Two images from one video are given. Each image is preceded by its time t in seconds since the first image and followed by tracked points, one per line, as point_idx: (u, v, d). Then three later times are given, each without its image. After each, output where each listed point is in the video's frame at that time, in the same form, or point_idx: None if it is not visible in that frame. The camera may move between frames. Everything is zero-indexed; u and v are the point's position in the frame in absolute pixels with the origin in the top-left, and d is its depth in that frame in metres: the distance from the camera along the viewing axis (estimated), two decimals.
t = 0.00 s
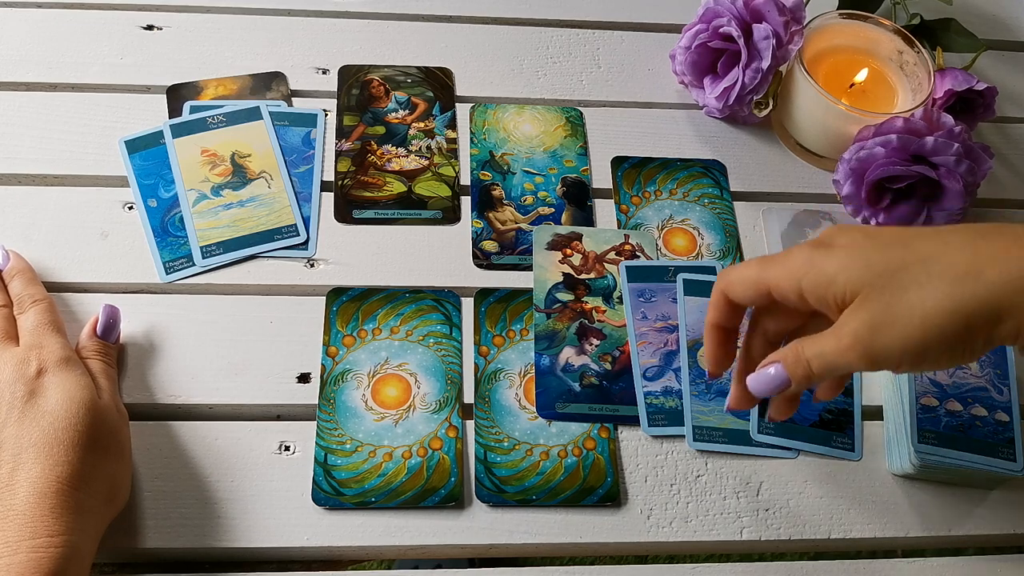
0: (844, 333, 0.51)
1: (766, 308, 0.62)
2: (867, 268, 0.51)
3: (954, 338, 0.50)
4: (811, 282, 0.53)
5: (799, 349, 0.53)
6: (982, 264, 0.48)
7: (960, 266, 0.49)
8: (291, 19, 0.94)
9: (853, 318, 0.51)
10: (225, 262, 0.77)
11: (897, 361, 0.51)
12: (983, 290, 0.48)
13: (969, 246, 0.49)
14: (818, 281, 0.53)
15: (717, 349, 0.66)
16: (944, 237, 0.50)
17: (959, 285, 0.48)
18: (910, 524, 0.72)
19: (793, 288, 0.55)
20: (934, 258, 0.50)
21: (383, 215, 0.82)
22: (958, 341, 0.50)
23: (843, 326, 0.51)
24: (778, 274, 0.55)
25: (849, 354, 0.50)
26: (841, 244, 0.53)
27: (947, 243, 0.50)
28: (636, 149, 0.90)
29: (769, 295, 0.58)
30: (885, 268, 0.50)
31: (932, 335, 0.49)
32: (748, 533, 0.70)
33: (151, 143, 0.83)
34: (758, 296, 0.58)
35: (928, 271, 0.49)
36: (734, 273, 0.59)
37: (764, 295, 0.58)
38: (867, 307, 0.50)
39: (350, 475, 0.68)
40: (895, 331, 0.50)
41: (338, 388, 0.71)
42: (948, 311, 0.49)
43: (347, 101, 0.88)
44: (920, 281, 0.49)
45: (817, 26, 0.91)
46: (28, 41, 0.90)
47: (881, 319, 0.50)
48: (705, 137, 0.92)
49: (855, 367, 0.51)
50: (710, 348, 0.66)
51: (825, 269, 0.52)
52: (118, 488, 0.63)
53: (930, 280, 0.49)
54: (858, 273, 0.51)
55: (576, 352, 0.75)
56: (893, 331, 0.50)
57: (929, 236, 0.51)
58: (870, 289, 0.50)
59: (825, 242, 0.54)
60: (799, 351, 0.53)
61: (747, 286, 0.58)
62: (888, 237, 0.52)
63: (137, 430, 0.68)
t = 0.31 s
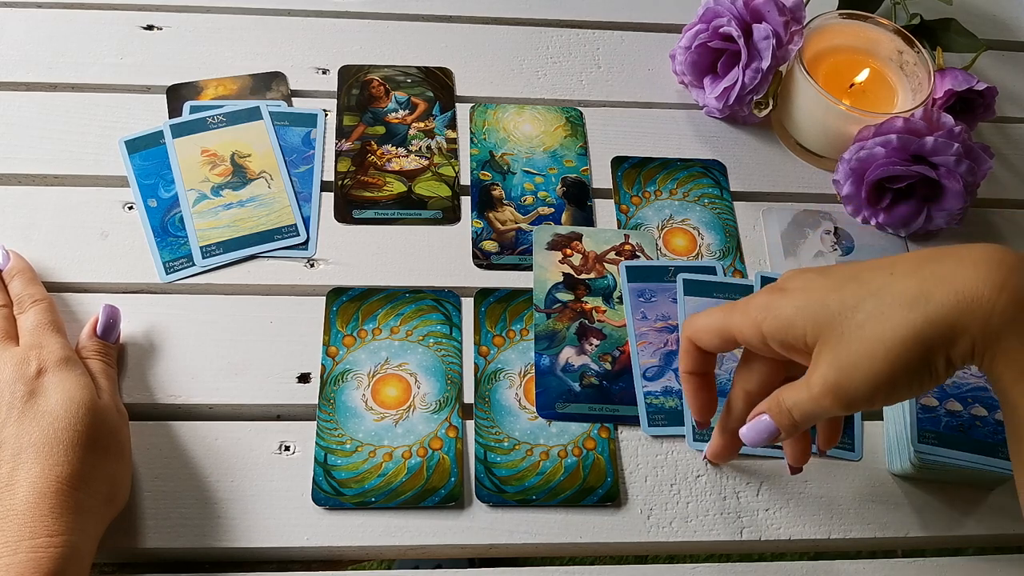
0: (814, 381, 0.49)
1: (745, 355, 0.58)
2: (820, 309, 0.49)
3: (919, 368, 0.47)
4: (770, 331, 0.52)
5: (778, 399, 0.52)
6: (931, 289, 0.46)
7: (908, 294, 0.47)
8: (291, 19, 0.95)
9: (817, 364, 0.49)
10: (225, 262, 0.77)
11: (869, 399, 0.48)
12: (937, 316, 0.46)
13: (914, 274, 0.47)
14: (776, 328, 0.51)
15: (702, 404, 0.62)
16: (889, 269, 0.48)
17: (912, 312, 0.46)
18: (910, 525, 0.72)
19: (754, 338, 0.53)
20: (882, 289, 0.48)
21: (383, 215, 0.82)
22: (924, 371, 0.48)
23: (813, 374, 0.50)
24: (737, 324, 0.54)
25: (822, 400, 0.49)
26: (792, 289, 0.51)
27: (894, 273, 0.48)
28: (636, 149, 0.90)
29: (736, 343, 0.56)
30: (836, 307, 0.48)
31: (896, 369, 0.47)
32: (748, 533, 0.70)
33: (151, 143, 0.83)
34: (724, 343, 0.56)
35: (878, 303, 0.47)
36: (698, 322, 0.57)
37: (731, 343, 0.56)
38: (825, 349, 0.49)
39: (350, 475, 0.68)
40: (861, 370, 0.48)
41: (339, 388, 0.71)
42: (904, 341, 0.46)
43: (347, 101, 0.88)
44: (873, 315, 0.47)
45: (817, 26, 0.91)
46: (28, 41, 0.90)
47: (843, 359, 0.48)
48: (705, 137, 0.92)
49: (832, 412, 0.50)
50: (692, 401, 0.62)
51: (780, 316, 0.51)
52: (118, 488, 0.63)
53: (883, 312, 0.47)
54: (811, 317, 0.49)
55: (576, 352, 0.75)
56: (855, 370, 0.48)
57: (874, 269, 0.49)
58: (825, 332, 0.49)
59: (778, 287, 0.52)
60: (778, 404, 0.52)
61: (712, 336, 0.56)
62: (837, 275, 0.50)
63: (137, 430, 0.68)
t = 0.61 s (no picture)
0: (862, 269, 0.49)
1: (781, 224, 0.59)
2: (901, 214, 0.49)
3: (967, 304, 0.48)
4: (837, 216, 0.51)
5: (808, 274, 0.51)
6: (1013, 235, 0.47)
7: (992, 235, 0.47)
8: (291, 19, 0.94)
9: (876, 257, 0.48)
10: (225, 262, 0.77)
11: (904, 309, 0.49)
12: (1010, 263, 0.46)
13: (1007, 218, 0.47)
14: (846, 216, 0.51)
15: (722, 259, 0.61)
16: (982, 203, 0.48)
17: (989, 254, 0.47)
18: (910, 525, 0.72)
19: (817, 215, 0.53)
20: (967, 220, 0.48)
21: (383, 215, 0.82)
22: (971, 309, 0.48)
23: (868, 262, 0.49)
24: (804, 196, 0.53)
25: (861, 293, 0.49)
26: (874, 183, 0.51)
27: (984, 209, 0.48)
28: (636, 148, 0.90)
29: (792, 216, 0.56)
30: (915, 220, 0.49)
31: (950, 295, 0.48)
32: (748, 533, 0.70)
33: (151, 143, 0.83)
34: (774, 215, 0.56)
35: (959, 232, 0.48)
36: (760, 185, 0.56)
37: (784, 215, 0.56)
38: (892, 250, 0.48)
39: (350, 475, 0.68)
40: (910, 283, 0.48)
41: (339, 388, 0.71)
42: (967, 274, 0.47)
43: (347, 101, 0.88)
44: (948, 239, 0.48)
45: (817, 26, 0.91)
46: (27, 41, 0.90)
47: (902, 265, 0.48)
48: (705, 137, 0.92)
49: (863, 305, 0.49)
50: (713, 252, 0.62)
51: (856, 204, 0.51)
52: (118, 488, 0.63)
53: (960, 242, 0.48)
54: (887, 216, 0.49)
55: (576, 352, 0.75)
56: (912, 280, 0.48)
57: (966, 196, 0.49)
58: (897, 236, 0.49)
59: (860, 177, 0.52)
60: (808, 280, 0.51)
61: (769, 202, 0.56)
62: (929, 187, 0.50)
63: (137, 430, 0.68)
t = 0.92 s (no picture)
0: (805, 262, 0.55)
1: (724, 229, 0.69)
2: (843, 209, 0.56)
3: (900, 293, 0.55)
4: (786, 209, 0.58)
5: (757, 273, 0.57)
6: (941, 234, 0.54)
7: (922, 232, 0.55)
8: (291, 19, 0.94)
9: (818, 248, 0.55)
10: (225, 262, 0.77)
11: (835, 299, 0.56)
12: (934, 256, 0.54)
13: (943, 219, 0.55)
14: (791, 210, 0.58)
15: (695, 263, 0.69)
16: (918, 205, 0.56)
17: (915, 247, 0.54)
18: (910, 525, 0.72)
19: (768, 211, 0.60)
20: (903, 217, 0.55)
21: (383, 215, 0.82)
22: (903, 296, 0.55)
23: (811, 252, 0.55)
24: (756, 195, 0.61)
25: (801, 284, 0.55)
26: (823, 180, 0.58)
27: (921, 211, 0.55)
28: (637, 149, 0.90)
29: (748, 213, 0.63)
30: (855, 213, 0.55)
31: (882, 285, 0.54)
32: (748, 533, 0.70)
33: (151, 143, 0.83)
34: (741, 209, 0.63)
35: (897, 227, 0.55)
36: (721, 186, 0.63)
37: (739, 212, 0.63)
38: (832, 241, 0.55)
39: (350, 475, 0.68)
40: (849, 272, 0.54)
41: (339, 388, 0.71)
42: (898, 266, 0.54)
43: (347, 101, 0.88)
44: (885, 234, 0.55)
45: (816, 26, 0.91)
46: (28, 41, 0.90)
47: (837, 257, 0.55)
48: (705, 137, 0.92)
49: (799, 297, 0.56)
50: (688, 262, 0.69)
51: (796, 198, 0.58)
52: (118, 487, 0.63)
53: (895, 235, 0.54)
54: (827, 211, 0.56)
55: (576, 352, 0.75)
56: (849, 268, 0.54)
57: (905, 199, 0.56)
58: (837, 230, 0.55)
59: (812, 176, 0.59)
60: (758, 278, 0.57)
61: (730, 200, 0.63)
62: (867, 190, 0.57)
63: (137, 430, 0.68)
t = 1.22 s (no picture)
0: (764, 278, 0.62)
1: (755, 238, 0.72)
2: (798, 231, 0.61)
3: (849, 312, 0.59)
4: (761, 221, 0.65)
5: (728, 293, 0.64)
6: (881, 259, 0.57)
7: (865, 256, 0.57)
8: (291, 19, 0.94)
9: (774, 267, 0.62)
10: (225, 262, 0.77)
11: (797, 313, 0.62)
12: (870, 281, 0.57)
13: (888, 246, 0.57)
14: (768, 223, 0.64)
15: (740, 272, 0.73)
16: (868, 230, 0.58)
17: (854, 273, 0.58)
18: (910, 525, 0.72)
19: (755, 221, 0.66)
20: (847, 240, 0.59)
21: (383, 215, 0.82)
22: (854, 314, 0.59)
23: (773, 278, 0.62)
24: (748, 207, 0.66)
25: (753, 309, 0.62)
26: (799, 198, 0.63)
27: (867, 236, 0.58)
28: (636, 149, 0.90)
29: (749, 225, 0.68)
30: (808, 237, 0.61)
31: (829, 302, 0.59)
32: (748, 533, 0.70)
33: (151, 143, 0.83)
34: (743, 224, 0.68)
35: (840, 251, 0.59)
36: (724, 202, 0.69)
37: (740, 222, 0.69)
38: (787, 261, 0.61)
39: (350, 475, 0.68)
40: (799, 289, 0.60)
41: (339, 388, 0.71)
42: (837, 288, 0.58)
43: (347, 101, 0.88)
44: (830, 257, 0.59)
45: (817, 26, 0.91)
46: (27, 41, 0.90)
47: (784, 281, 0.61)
48: (705, 137, 0.92)
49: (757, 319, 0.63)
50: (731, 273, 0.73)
51: (773, 217, 0.64)
52: (118, 487, 0.63)
53: (838, 259, 0.59)
54: (788, 235, 0.62)
55: (576, 352, 0.75)
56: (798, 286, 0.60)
57: (857, 224, 0.59)
58: (791, 256, 0.61)
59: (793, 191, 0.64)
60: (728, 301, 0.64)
61: (730, 214, 0.68)
62: (831, 211, 0.61)
63: (137, 430, 0.68)
